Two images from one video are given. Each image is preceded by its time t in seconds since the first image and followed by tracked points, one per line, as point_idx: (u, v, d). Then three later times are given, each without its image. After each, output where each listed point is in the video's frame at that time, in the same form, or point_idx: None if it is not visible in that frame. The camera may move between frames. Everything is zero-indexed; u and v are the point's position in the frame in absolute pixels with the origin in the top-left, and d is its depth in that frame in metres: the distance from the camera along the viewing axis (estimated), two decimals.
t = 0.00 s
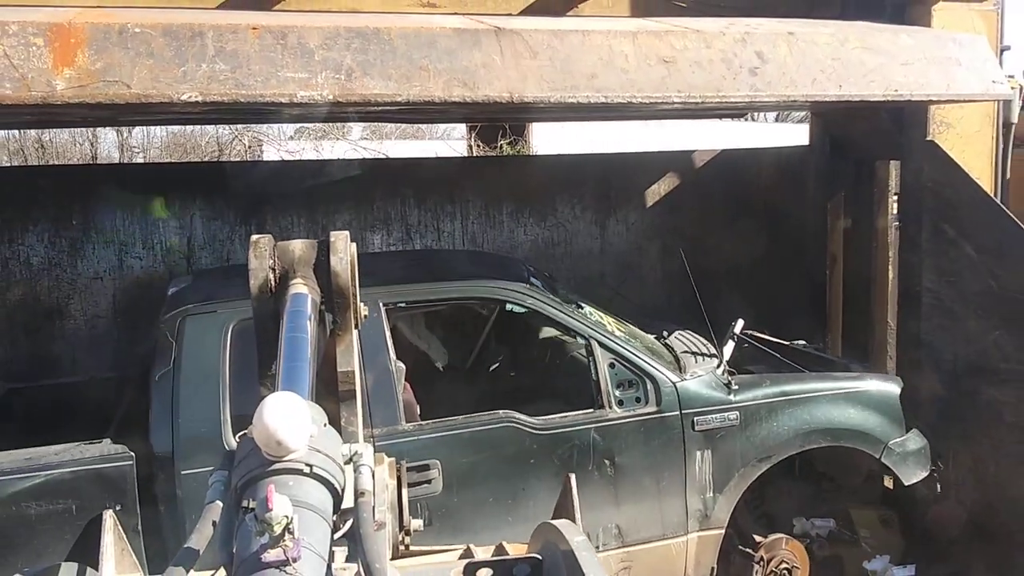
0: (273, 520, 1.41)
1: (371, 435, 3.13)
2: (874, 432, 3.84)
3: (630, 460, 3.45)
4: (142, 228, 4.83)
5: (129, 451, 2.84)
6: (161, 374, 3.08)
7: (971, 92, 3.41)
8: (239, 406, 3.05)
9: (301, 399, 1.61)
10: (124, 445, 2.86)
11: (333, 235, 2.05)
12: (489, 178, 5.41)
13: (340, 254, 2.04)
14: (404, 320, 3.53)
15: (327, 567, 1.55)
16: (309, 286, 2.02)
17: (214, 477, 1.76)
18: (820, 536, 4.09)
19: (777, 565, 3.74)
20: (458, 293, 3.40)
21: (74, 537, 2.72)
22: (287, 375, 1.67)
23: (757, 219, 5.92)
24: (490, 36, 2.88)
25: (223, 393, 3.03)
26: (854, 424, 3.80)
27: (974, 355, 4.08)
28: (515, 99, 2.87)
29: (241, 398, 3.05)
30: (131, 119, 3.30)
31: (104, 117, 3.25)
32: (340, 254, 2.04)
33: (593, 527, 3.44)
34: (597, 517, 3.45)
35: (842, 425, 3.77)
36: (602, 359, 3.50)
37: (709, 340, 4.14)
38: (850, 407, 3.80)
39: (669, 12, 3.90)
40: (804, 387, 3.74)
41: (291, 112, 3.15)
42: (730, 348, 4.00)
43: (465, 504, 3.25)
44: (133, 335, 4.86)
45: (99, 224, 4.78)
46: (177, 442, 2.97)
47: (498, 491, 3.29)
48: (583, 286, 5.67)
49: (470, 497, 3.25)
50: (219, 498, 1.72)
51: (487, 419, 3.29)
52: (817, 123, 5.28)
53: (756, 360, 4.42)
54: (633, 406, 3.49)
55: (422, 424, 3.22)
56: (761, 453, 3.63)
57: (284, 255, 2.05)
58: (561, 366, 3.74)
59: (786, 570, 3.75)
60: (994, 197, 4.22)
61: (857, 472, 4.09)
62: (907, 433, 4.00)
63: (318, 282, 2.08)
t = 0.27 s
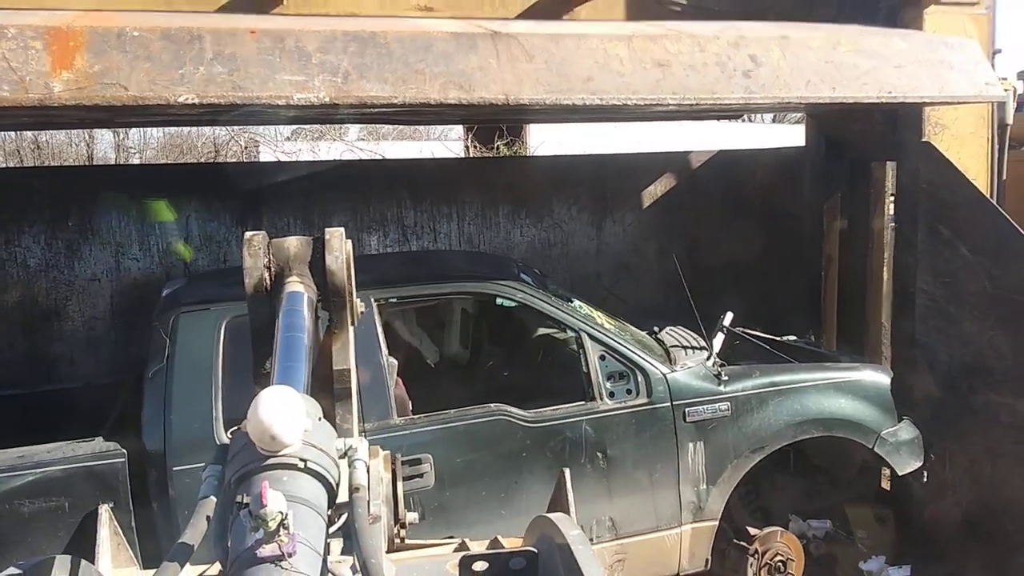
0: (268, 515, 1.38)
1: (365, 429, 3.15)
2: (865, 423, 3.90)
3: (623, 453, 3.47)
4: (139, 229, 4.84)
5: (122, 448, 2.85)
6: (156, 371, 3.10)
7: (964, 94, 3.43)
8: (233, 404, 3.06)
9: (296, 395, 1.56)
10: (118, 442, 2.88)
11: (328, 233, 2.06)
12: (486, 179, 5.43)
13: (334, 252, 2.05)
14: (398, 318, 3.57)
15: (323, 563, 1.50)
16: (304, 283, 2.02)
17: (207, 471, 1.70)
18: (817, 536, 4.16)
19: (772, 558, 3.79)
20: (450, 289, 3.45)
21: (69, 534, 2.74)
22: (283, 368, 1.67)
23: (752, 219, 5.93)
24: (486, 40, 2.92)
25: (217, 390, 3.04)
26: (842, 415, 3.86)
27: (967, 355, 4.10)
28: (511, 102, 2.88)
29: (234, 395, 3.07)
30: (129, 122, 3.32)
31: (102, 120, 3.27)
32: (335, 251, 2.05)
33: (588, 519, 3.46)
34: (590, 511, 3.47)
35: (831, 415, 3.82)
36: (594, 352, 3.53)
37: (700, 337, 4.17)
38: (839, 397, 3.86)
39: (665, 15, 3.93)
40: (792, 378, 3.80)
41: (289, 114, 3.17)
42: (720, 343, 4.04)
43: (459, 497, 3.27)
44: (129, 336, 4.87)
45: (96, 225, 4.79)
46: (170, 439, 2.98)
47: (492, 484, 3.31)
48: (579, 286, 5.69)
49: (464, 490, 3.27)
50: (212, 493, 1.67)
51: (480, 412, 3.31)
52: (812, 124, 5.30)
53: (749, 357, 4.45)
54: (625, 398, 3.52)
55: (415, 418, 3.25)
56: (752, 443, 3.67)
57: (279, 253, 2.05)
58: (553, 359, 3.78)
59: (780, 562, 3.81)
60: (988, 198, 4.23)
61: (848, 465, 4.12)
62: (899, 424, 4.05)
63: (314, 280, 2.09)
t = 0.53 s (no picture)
0: (266, 516, 1.36)
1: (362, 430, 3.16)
2: (864, 425, 3.90)
3: (621, 455, 3.47)
4: (137, 229, 4.83)
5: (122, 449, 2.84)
6: (154, 372, 3.08)
7: (963, 94, 3.43)
8: (230, 405, 3.06)
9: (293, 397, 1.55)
10: (116, 443, 2.87)
11: (324, 232, 2.00)
12: (484, 180, 5.43)
13: (332, 253, 2.00)
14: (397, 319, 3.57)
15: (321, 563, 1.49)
16: (301, 283, 1.95)
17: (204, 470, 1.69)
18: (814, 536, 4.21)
19: (770, 560, 3.78)
20: (449, 290, 3.44)
21: (68, 535, 2.73)
22: (279, 370, 1.63)
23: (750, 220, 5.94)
24: (485, 40, 2.91)
25: (214, 391, 3.05)
26: (841, 417, 3.85)
27: (965, 356, 4.10)
28: (510, 103, 2.88)
29: (232, 396, 3.07)
30: (126, 122, 3.31)
31: (99, 120, 3.26)
32: (332, 252, 2.00)
33: (586, 521, 3.45)
34: (589, 512, 3.46)
35: (830, 418, 3.82)
36: (592, 354, 3.52)
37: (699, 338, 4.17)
38: (838, 400, 3.86)
39: (663, 15, 3.92)
40: (791, 381, 3.79)
41: (287, 115, 3.16)
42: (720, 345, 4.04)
43: (457, 498, 3.26)
44: (127, 337, 4.85)
45: (93, 225, 4.78)
46: (169, 440, 2.98)
47: (490, 485, 3.31)
48: (577, 287, 5.69)
49: (463, 492, 3.27)
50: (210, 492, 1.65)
51: (479, 414, 3.31)
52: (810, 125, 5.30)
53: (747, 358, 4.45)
54: (623, 400, 3.52)
55: (413, 420, 3.24)
56: (750, 446, 3.67)
57: (275, 252, 2.00)
58: (551, 361, 3.78)
59: (778, 564, 3.79)
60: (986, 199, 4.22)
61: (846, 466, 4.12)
62: (896, 426, 4.05)
63: (310, 280, 2.04)
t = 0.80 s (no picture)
0: (263, 516, 1.31)
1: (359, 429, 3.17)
2: (858, 424, 3.91)
3: (618, 454, 3.47)
4: (133, 230, 4.82)
5: (120, 449, 2.84)
6: (152, 371, 3.07)
7: (958, 95, 3.44)
8: (228, 404, 3.06)
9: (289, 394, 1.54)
10: (114, 444, 2.87)
11: (321, 233, 1.97)
12: (480, 180, 5.42)
13: (328, 253, 1.96)
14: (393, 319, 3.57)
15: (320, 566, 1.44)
16: (298, 284, 1.94)
17: (201, 472, 1.66)
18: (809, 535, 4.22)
19: (765, 559, 3.79)
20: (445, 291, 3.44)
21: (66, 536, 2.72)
22: (276, 369, 1.60)
23: (746, 221, 5.95)
24: (481, 40, 2.91)
25: (213, 391, 3.04)
26: (836, 416, 3.87)
27: (960, 355, 4.11)
28: (506, 103, 2.88)
29: (232, 395, 3.06)
30: (122, 122, 3.30)
31: (94, 120, 3.25)
32: (329, 252, 1.96)
33: (583, 520, 3.46)
34: (585, 512, 3.47)
35: (824, 417, 3.83)
36: (589, 354, 3.52)
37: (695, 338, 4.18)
38: (833, 400, 3.87)
39: (659, 16, 3.93)
40: (787, 380, 3.80)
41: (282, 115, 3.16)
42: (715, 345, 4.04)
43: (454, 498, 3.26)
44: (124, 337, 4.84)
45: (89, 226, 4.77)
46: (168, 439, 2.97)
47: (486, 485, 3.31)
48: (573, 287, 5.69)
49: (460, 491, 3.27)
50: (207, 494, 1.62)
51: (475, 414, 3.31)
52: (806, 126, 5.30)
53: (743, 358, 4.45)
54: (620, 400, 3.52)
55: (410, 420, 3.24)
56: (746, 445, 3.68)
57: (272, 252, 1.97)
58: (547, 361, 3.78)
59: (773, 563, 3.80)
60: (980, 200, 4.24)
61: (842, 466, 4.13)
62: (892, 425, 4.06)
63: (307, 279, 2.01)
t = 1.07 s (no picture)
0: (260, 520, 1.29)
1: (361, 430, 3.19)
2: (854, 425, 3.94)
3: (617, 455, 3.50)
4: (132, 230, 4.84)
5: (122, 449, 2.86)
6: (153, 371, 3.10)
7: (951, 97, 3.47)
8: (230, 405, 3.08)
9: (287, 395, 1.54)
10: (116, 444, 2.89)
11: (318, 232, 1.93)
12: (477, 180, 5.45)
13: (326, 253, 1.91)
14: (393, 319, 3.59)
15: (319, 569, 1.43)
16: (294, 284, 1.90)
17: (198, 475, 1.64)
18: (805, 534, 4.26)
19: (762, 558, 3.82)
20: (446, 292, 3.45)
21: (70, 537, 2.75)
22: (274, 370, 1.59)
23: (742, 222, 5.98)
24: (479, 42, 2.93)
25: (213, 391, 3.06)
26: (833, 417, 3.90)
27: (954, 355, 4.14)
28: (504, 104, 2.91)
29: (232, 395, 3.08)
30: (122, 122, 3.32)
31: (94, 121, 3.28)
32: (326, 252, 1.91)
33: (582, 520, 3.48)
34: (584, 512, 3.49)
35: (821, 418, 3.87)
36: (588, 355, 3.55)
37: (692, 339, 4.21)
38: (830, 401, 3.90)
39: (656, 18, 3.95)
40: (784, 382, 3.83)
41: (281, 117, 3.19)
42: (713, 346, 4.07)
43: (454, 498, 3.29)
44: (123, 337, 4.86)
45: (88, 226, 4.79)
46: (169, 439, 3.00)
47: (486, 486, 3.33)
48: (570, 287, 5.72)
49: (460, 492, 3.30)
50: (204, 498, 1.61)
51: (476, 415, 3.34)
52: (801, 127, 5.34)
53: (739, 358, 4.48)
54: (619, 401, 3.54)
55: (411, 420, 3.27)
56: (744, 446, 3.71)
57: (269, 252, 1.92)
58: (545, 362, 3.82)
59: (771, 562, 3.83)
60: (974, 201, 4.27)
61: (838, 466, 4.17)
62: (887, 425, 4.10)
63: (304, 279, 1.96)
